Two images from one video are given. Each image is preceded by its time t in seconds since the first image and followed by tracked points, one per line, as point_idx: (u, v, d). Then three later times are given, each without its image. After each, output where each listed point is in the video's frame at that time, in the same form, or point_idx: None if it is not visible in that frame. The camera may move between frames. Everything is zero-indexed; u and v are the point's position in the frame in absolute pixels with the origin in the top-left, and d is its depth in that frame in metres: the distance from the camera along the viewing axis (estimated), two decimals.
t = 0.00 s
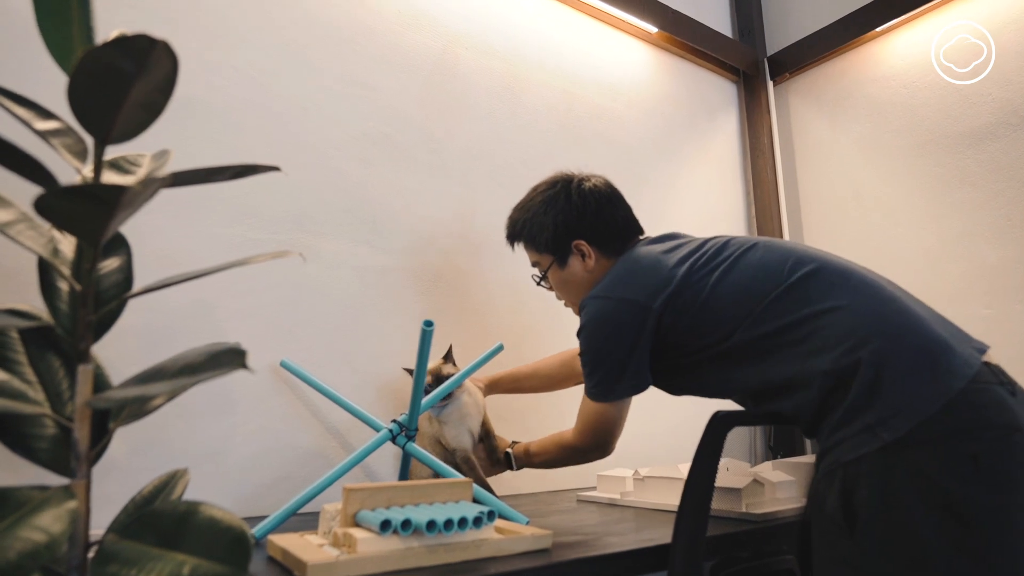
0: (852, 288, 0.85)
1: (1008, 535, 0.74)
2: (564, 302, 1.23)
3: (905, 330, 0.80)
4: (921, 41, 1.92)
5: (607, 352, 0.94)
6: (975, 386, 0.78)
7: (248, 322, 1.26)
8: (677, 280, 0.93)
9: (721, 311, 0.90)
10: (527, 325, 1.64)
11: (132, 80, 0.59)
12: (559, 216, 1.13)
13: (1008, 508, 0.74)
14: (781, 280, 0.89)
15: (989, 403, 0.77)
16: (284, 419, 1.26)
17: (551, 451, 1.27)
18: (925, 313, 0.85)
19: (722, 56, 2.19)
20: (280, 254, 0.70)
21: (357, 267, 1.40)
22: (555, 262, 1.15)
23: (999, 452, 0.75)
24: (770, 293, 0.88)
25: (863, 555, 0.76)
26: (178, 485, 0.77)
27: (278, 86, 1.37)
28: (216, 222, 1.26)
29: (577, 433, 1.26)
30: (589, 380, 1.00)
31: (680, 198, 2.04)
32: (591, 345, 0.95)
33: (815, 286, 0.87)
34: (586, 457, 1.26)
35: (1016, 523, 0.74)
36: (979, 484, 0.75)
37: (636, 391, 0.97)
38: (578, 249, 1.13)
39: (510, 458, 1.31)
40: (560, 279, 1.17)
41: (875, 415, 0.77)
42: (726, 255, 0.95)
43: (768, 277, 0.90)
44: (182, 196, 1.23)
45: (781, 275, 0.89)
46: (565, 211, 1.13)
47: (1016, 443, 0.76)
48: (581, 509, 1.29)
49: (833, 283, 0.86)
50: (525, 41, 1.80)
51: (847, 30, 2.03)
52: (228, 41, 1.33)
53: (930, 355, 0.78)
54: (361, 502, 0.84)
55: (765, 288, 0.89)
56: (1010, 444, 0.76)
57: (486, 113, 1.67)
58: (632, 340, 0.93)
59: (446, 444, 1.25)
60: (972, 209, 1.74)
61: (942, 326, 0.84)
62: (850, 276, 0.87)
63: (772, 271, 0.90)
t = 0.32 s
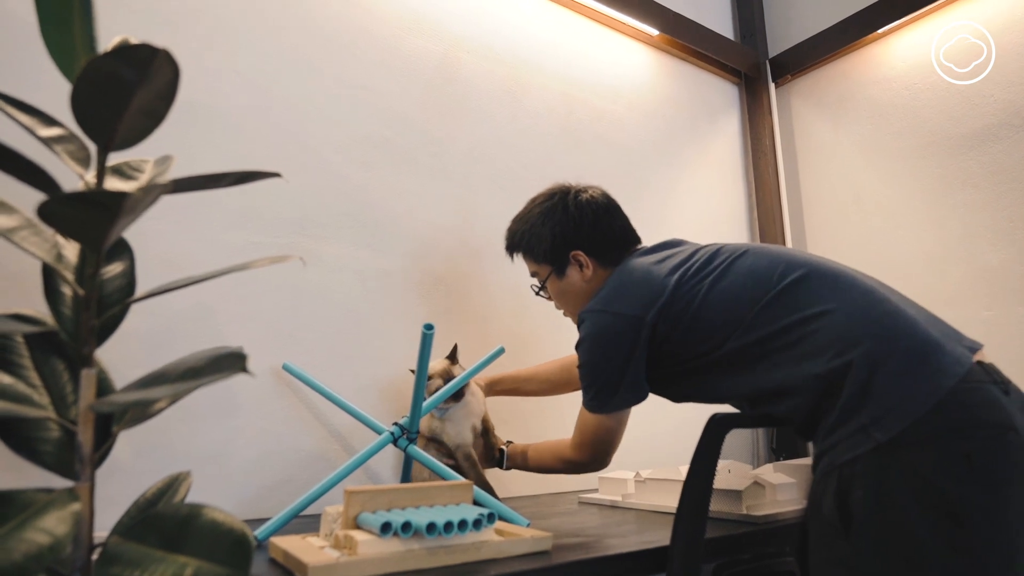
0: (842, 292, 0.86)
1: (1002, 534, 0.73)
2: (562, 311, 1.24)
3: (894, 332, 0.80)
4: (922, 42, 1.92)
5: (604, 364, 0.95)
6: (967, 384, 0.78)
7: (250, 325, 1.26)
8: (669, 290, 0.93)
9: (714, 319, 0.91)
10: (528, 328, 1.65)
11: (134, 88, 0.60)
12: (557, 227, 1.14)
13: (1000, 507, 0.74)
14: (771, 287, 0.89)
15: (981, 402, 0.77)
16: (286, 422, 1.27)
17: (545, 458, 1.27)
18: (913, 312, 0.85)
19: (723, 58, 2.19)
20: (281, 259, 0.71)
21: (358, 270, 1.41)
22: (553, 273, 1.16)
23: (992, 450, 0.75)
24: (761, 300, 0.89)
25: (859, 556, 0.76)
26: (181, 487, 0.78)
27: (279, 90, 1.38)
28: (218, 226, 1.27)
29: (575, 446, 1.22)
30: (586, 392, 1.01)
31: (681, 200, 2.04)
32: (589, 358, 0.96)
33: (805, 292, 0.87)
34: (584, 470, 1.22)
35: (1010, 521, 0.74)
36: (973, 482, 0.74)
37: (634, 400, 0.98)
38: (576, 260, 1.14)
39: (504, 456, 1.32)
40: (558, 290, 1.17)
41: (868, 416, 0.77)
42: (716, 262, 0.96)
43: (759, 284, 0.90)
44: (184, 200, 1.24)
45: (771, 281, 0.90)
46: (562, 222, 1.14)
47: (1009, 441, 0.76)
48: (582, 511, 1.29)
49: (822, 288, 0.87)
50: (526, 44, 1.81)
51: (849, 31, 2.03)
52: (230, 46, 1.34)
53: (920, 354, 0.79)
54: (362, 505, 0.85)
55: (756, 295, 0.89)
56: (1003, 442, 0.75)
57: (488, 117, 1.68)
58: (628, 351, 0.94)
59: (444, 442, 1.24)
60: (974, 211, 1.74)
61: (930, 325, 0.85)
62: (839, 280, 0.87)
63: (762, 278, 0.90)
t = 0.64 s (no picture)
0: (838, 289, 0.86)
1: (992, 530, 0.74)
2: (567, 301, 1.25)
3: (889, 330, 0.81)
4: (920, 41, 1.92)
5: (603, 357, 0.96)
6: (961, 383, 0.79)
7: (251, 324, 1.28)
8: (667, 284, 0.95)
9: (711, 314, 0.92)
10: (528, 327, 1.66)
11: (135, 91, 0.61)
12: (562, 217, 1.15)
13: (991, 505, 0.74)
14: (768, 283, 0.90)
15: (974, 400, 0.78)
16: (288, 420, 1.28)
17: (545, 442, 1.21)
18: (909, 310, 0.86)
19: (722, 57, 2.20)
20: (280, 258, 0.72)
21: (359, 270, 1.42)
22: (558, 262, 1.17)
23: (984, 449, 0.76)
24: (758, 296, 0.90)
25: (851, 553, 0.77)
26: (183, 483, 0.79)
27: (280, 92, 1.40)
28: (220, 226, 1.28)
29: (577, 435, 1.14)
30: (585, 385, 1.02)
31: (681, 200, 2.05)
32: (588, 351, 0.97)
33: (801, 288, 0.88)
34: (582, 461, 1.14)
35: (1000, 519, 0.75)
36: (965, 480, 0.75)
37: (634, 393, 0.99)
38: (580, 250, 1.15)
39: (506, 435, 1.29)
40: (562, 279, 1.19)
41: (862, 413, 0.78)
42: (716, 258, 0.97)
43: (757, 280, 0.91)
44: (186, 202, 1.25)
45: (768, 277, 0.91)
46: (568, 213, 1.15)
47: (1001, 440, 0.76)
48: (581, 508, 1.31)
49: (819, 285, 0.88)
50: (526, 45, 1.82)
51: (848, 30, 2.04)
52: (232, 48, 1.36)
53: (915, 352, 0.79)
54: (361, 501, 0.86)
55: (753, 291, 0.90)
56: (995, 441, 0.76)
57: (488, 117, 1.69)
58: (626, 345, 0.95)
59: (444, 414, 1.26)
60: (974, 209, 1.74)
61: (926, 322, 0.85)
62: (836, 278, 0.88)
63: (760, 274, 0.91)
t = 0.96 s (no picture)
0: (834, 290, 0.86)
1: (984, 532, 0.73)
2: (574, 286, 1.26)
3: (881, 332, 0.81)
4: (921, 40, 1.93)
5: (601, 346, 0.98)
6: (951, 383, 0.78)
7: (254, 325, 1.29)
8: (664, 278, 0.96)
9: (707, 310, 0.93)
10: (530, 327, 1.67)
11: (137, 97, 0.62)
12: (569, 203, 1.16)
13: (982, 507, 0.73)
14: (764, 281, 0.91)
15: (963, 400, 0.77)
16: (291, 419, 1.30)
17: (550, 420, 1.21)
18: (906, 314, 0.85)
19: (724, 58, 2.20)
20: (281, 260, 0.74)
21: (361, 270, 1.43)
22: (565, 247, 1.18)
23: (973, 448, 0.75)
24: (752, 295, 0.90)
25: (841, 553, 0.77)
26: (187, 480, 0.81)
27: (284, 95, 1.41)
28: (223, 228, 1.30)
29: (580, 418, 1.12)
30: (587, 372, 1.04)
31: (683, 200, 2.06)
32: (588, 340, 0.99)
33: (798, 286, 0.88)
34: (584, 445, 1.11)
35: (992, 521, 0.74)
36: (954, 481, 0.74)
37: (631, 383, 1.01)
38: (586, 235, 1.16)
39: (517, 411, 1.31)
40: (569, 264, 1.20)
41: (850, 413, 0.79)
42: (717, 252, 0.97)
43: (753, 278, 0.91)
44: (189, 204, 1.27)
45: (766, 275, 0.91)
46: (575, 199, 1.16)
47: (991, 441, 0.75)
48: (581, 507, 1.32)
49: (817, 284, 0.88)
50: (528, 47, 1.83)
51: (849, 31, 2.04)
52: (236, 53, 1.37)
53: (905, 355, 0.79)
54: (360, 499, 0.87)
55: (748, 289, 0.91)
56: (984, 441, 0.75)
57: (490, 119, 1.70)
58: (623, 336, 0.97)
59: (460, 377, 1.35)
60: (975, 210, 1.74)
61: (923, 325, 0.84)
62: (833, 278, 0.88)
63: (758, 270, 0.92)
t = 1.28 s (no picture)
0: (824, 293, 0.87)
1: (960, 537, 0.73)
2: (580, 273, 1.27)
3: (864, 338, 0.81)
4: (922, 42, 1.93)
5: (600, 334, 1.02)
6: (933, 388, 0.78)
7: (258, 328, 1.31)
8: (659, 274, 0.98)
9: (698, 308, 0.95)
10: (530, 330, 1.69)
11: (141, 111, 0.64)
12: (574, 189, 1.18)
13: (959, 511, 0.73)
14: (755, 282, 0.91)
15: (945, 404, 0.77)
16: (294, 421, 1.32)
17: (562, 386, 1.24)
18: (896, 320, 0.84)
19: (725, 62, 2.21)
20: (283, 267, 0.76)
21: (363, 274, 1.45)
22: (571, 233, 1.20)
23: (953, 453, 0.75)
24: (741, 297, 0.91)
25: (823, 556, 0.78)
26: (191, 481, 0.84)
27: (287, 103, 1.43)
28: (227, 233, 1.32)
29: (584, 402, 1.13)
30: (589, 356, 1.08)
31: (684, 203, 2.07)
32: (588, 327, 1.04)
33: (789, 287, 0.89)
34: (590, 427, 1.13)
35: (970, 526, 0.74)
36: (934, 486, 0.74)
37: (630, 371, 1.04)
38: (592, 221, 1.17)
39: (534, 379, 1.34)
40: (575, 250, 1.21)
41: (833, 418, 0.80)
42: (716, 247, 0.98)
43: (745, 279, 0.92)
44: (194, 210, 1.29)
45: (758, 275, 0.92)
46: (580, 185, 1.18)
47: (971, 445, 0.75)
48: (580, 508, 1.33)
49: (807, 287, 0.88)
50: (529, 52, 1.84)
51: (849, 35, 2.05)
52: (241, 61, 1.40)
53: (887, 362, 0.79)
54: (361, 500, 0.89)
55: (738, 290, 0.92)
56: (964, 446, 0.75)
57: (491, 124, 1.72)
58: (620, 325, 1.00)
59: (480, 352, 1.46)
60: (975, 212, 1.74)
61: (912, 329, 0.84)
62: (825, 282, 0.88)
63: (752, 270, 0.93)
